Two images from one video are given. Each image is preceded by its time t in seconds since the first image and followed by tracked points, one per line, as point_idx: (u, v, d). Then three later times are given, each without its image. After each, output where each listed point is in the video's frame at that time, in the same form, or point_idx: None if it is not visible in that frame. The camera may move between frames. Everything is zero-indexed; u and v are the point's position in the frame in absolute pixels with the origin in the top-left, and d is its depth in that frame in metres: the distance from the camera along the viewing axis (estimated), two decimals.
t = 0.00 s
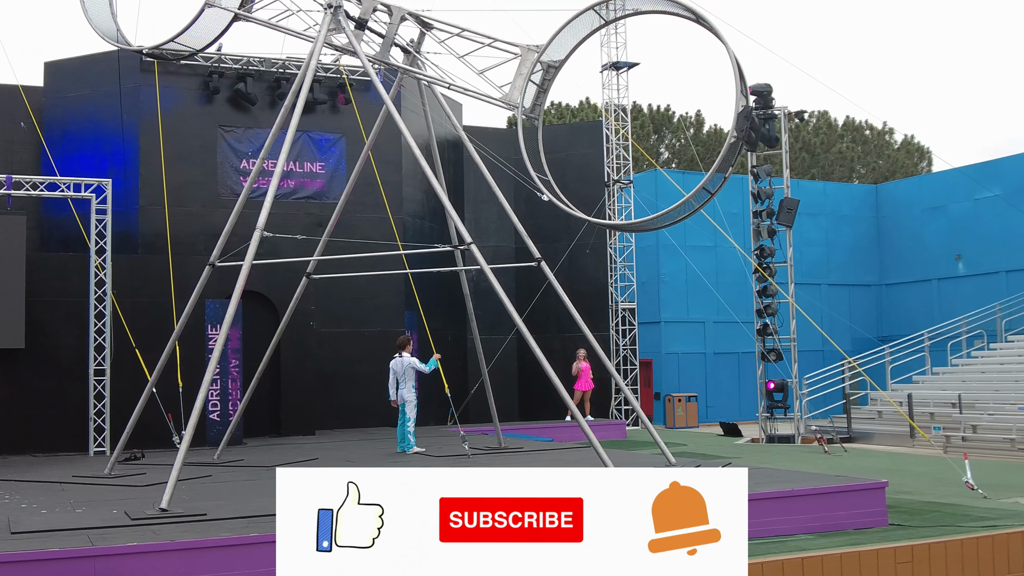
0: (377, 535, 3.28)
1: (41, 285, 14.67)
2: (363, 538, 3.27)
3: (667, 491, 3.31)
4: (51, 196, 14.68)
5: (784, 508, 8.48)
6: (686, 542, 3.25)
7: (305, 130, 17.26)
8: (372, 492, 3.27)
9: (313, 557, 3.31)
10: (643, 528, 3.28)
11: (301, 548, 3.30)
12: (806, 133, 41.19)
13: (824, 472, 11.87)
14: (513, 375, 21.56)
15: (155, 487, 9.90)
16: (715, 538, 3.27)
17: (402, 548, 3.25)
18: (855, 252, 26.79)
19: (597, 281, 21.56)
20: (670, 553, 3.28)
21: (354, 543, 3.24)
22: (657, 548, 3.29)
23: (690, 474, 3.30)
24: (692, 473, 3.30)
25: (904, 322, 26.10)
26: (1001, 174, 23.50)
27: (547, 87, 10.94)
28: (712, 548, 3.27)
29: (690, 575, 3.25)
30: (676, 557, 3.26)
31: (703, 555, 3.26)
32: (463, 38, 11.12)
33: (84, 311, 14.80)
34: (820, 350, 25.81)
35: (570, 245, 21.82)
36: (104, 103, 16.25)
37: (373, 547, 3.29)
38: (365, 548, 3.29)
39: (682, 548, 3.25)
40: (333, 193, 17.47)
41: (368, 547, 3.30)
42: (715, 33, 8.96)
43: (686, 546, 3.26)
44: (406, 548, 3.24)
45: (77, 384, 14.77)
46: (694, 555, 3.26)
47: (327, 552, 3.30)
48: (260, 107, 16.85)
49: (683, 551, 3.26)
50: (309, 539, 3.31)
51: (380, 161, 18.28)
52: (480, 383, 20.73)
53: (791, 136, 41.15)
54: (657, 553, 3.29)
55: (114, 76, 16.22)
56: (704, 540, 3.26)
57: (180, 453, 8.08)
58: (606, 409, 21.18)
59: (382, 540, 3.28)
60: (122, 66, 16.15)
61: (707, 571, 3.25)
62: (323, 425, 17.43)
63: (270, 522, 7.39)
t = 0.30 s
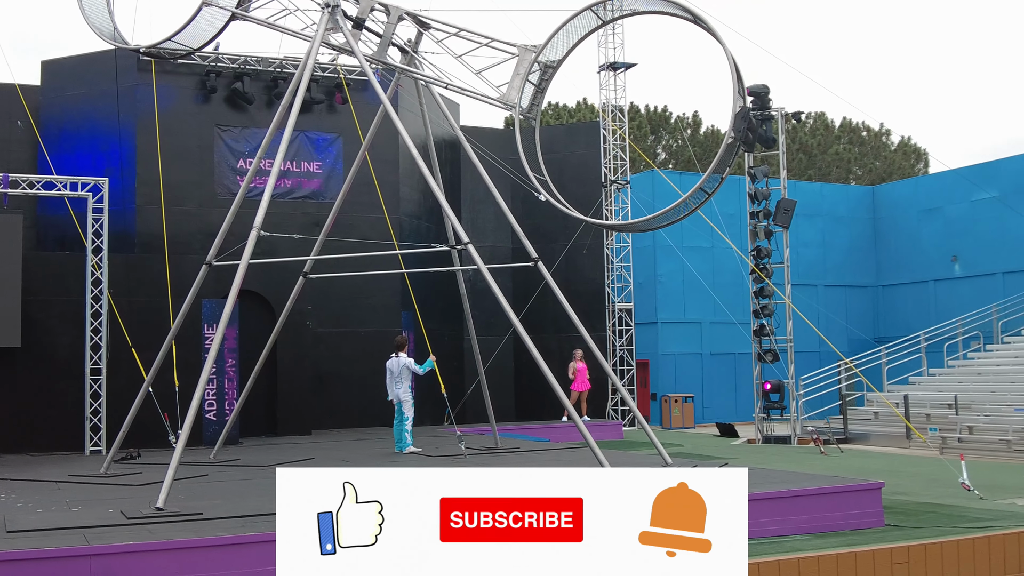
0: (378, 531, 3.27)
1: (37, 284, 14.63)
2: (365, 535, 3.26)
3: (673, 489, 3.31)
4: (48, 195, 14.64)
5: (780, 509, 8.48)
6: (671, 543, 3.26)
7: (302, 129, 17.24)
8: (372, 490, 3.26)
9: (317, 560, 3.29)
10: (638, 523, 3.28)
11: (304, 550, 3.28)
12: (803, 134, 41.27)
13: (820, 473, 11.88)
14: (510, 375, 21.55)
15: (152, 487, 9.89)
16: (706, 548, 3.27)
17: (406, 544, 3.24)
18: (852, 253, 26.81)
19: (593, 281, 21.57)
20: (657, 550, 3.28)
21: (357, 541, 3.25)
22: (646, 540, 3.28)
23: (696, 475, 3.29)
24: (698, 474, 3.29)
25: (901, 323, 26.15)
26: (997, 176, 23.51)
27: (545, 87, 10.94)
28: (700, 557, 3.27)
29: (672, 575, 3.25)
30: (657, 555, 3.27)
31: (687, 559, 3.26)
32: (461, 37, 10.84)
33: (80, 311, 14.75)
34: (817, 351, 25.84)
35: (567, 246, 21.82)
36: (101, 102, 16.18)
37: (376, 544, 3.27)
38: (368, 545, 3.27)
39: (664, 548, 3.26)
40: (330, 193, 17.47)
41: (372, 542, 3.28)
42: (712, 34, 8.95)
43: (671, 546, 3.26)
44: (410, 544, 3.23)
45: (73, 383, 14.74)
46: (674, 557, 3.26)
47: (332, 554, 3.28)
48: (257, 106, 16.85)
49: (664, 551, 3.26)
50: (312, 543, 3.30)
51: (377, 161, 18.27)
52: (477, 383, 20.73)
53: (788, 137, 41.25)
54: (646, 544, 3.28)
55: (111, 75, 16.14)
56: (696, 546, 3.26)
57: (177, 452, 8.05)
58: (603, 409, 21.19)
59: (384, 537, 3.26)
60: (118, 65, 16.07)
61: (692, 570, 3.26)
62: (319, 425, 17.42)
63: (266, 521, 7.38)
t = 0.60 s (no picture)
0: (380, 530, 3.28)
1: (32, 281, 14.60)
2: (367, 533, 3.26)
3: (669, 490, 3.33)
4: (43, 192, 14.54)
5: (774, 509, 8.50)
6: (682, 543, 3.27)
7: (298, 128, 17.23)
8: (370, 489, 3.27)
9: (320, 561, 3.30)
10: (642, 526, 3.29)
11: (306, 551, 3.30)
12: (799, 134, 41.36)
13: (816, 474, 11.91)
14: (505, 374, 21.55)
15: (146, 485, 9.88)
16: (713, 540, 3.29)
17: (408, 543, 3.24)
18: (848, 254, 26.85)
19: (589, 281, 21.59)
20: (667, 551, 3.30)
21: (359, 541, 3.25)
22: (654, 547, 3.30)
23: (691, 473, 3.32)
24: (694, 473, 3.32)
25: (896, 325, 26.21)
26: (993, 178, 23.59)
27: (541, 87, 10.94)
28: (710, 548, 3.29)
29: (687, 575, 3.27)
30: (672, 556, 3.28)
31: (699, 556, 3.28)
32: (457, 37, 10.79)
33: (76, 308, 14.72)
34: (812, 351, 25.90)
35: (563, 246, 21.83)
36: (97, 100, 16.16)
37: (377, 543, 3.28)
38: (369, 543, 3.28)
39: (678, 548, 3.27)
40: (326, 191, 17.45)
41: (373, 541, 3.29)
42: (709, 35, 8.96)
43: (681, 546, 3.27)
44: (412, 543, 3.23)
45: (68, 381, 14.71)
46: (689, 555, 3.28)
47: (334, 555, 3.29)
48: (254, 105, 16.83)
49: (679, 551, 3.28)
50: (313, 543, 3.31)
51: (373, 161, 18.27)
52: (473, 383, 20.72)
53: (784, 139, 41.31)
54: (655, 551, 3.30)
55: (107, 73, 16.16)
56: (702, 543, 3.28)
57: (172, 449, 8.05)
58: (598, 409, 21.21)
59: (384, 535, 3.27)
60: (114, 63, 16.09)
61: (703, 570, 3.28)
62: (314, 424, 17.41)
63: (261, 520, 7.38)
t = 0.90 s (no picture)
0: (379, 531, 3.26)
1: (29, 280, 14.56)
2: (366, 534, 3.25)
3: (671, 490, 3.32)
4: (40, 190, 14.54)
5: (769, 510, 8.50)
6: (676, 543, 3.26)
7: (295, 127, 17.22)
8: (371, 490, 3.25)
9: (316, 559, 3.27)
10: (641, 525, 3.28)
11: (304, 551, 3.27)
12: (796, 136, 41.44)
13: (812, 475, 11.91)
14: (502, 375, 21.55)
15: (142, 484, 9.86)
16: (707, 546, 3.25)
17: (408, 544, 3.23)
18: (844, 255, 26.90)
19: (586, 281, 21.59)
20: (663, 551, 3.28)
21: (358, 542, 3.25)
22: (647, 542, 3.28)
23: (694, 474, 3.29)
24: (698, 474, 3.29)
25: (893, 326, 26.24)
26: (990, 179, 23.64)
27: (539, 87, 10.93)
28: (701, 556, 3.25)
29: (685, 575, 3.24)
30: (659, 557, 3.27)
31: (694, 558, 3.25)
32: (455, 36, 10.77)
33: (72, 307, 14.69)
34: (808, 352, 25.93)
35: (560, 246, 21.83)
36: (94, 98, 16.22)
37: (377, 544, 3.26)
38: (369, 544, 3.26)
39: (666, 549, 3.26)
40: (323, 190, 17.43)
41: (373, 542, 3.27)
42: (707, 35, 8.96)
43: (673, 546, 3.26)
44: (411, 545, 3.22)
45: (64, 380, 14.68)
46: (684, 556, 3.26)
47: (333, 555, 3.27)
48: (251, 104, 16.82)
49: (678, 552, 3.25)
50: (313, 543, 3.28)
51: (370, 160, 18.26)
52: (469, 383, 20.71)
53: (781, 139, 41.36)
54: (648, 546, 3.28)
55: (104, 71, 16.18)
56: (697, 546, 3.25)
57: (168, 448, 8.03)
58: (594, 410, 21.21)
59: (385, 536, 3.26)
60: (112, 61, 16.10)
61: (699, 570, 3.24)
62: (310, 423, 17.38)
63: (257, 519, 7.37)
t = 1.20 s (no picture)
0: (378, 533, 3.25)
1: (25, 278, 14.53)
2: (364, 536, 3.24)
3: (669, 489, 3.31)
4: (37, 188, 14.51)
5: (766, 510, 8.51)
6: (677, 543, 3.25)
7: (293, 126, 17.21)
8: (372, 491, 3.25)
9: (314, 558, 3.26)
10: (641, 525, 3.28)
11: (304, 551, 3.26)
12: (794, 136, 41.50)
13: (809, 475, 11.92)
14: (498, 374, 21.55)
15: (138, 482, 9.84)
16: (712, 542, 3.26)
17: (408, 545, 3.22)
18: (842, 256, 26.94)
19: (583, 281, 21.60)
20: (663, 551, 3.27)
21: (355, 542, 3.23)
22: (652, 546, 3.26)
23: (692, 474, 3.30)
24: (697, 473, 3.29)
25: (890, 327, 26.27)
26: (988, 181, 23.69)
27: (537, 87, 10.93)
28: (708, 550, 3.26)
29: (684, 575, 3.24)
30: (671, 557, 3.25)
31: (695, 558, 3.25)
32: (453, 36, 10.76)
33: (69, 305, 14.66)
34: (805, 353, 25.97)
35: (558, 246, 21.83)
36: (92, 97, 16.22)
37: (375, 546, 3.25)
38: (367, 546, 3.24)
39: (678, 548, 3.25)
40: (321, 189, 17.41)
41: (371, 544, 3.26)
42: (705, 35, 8.97)
43: (674, 546, 3.25)
44: (411, 545, 3.21)
45: (61, 378, 14.65)
46: (686, 556, 3.25)
47: (329, 553, 3.25)
48: (249, 103, 16.80)
49: (678, 551, 3.25)
50: (311, 541, 3.27)
51: (367, 160, 18.25)
52: (466, 382, 20.70)
53: (779, 140, 41.43)
54: (653, 550, 3.26)
55: (103, 70, 16.18)
56: (697, 545, 3.26)
57: (164, 447, 8.01)
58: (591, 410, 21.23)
59: (384, 538, 3.25)
60: (110, 60, 16.10)
61: (699, 569, 3.25)
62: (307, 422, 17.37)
63: (253, 517, 7.36)
